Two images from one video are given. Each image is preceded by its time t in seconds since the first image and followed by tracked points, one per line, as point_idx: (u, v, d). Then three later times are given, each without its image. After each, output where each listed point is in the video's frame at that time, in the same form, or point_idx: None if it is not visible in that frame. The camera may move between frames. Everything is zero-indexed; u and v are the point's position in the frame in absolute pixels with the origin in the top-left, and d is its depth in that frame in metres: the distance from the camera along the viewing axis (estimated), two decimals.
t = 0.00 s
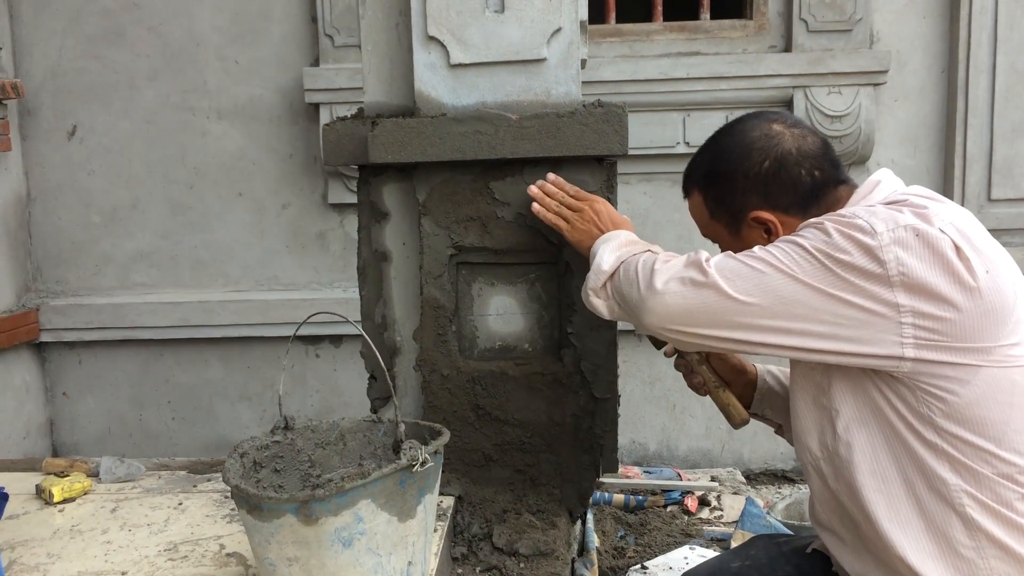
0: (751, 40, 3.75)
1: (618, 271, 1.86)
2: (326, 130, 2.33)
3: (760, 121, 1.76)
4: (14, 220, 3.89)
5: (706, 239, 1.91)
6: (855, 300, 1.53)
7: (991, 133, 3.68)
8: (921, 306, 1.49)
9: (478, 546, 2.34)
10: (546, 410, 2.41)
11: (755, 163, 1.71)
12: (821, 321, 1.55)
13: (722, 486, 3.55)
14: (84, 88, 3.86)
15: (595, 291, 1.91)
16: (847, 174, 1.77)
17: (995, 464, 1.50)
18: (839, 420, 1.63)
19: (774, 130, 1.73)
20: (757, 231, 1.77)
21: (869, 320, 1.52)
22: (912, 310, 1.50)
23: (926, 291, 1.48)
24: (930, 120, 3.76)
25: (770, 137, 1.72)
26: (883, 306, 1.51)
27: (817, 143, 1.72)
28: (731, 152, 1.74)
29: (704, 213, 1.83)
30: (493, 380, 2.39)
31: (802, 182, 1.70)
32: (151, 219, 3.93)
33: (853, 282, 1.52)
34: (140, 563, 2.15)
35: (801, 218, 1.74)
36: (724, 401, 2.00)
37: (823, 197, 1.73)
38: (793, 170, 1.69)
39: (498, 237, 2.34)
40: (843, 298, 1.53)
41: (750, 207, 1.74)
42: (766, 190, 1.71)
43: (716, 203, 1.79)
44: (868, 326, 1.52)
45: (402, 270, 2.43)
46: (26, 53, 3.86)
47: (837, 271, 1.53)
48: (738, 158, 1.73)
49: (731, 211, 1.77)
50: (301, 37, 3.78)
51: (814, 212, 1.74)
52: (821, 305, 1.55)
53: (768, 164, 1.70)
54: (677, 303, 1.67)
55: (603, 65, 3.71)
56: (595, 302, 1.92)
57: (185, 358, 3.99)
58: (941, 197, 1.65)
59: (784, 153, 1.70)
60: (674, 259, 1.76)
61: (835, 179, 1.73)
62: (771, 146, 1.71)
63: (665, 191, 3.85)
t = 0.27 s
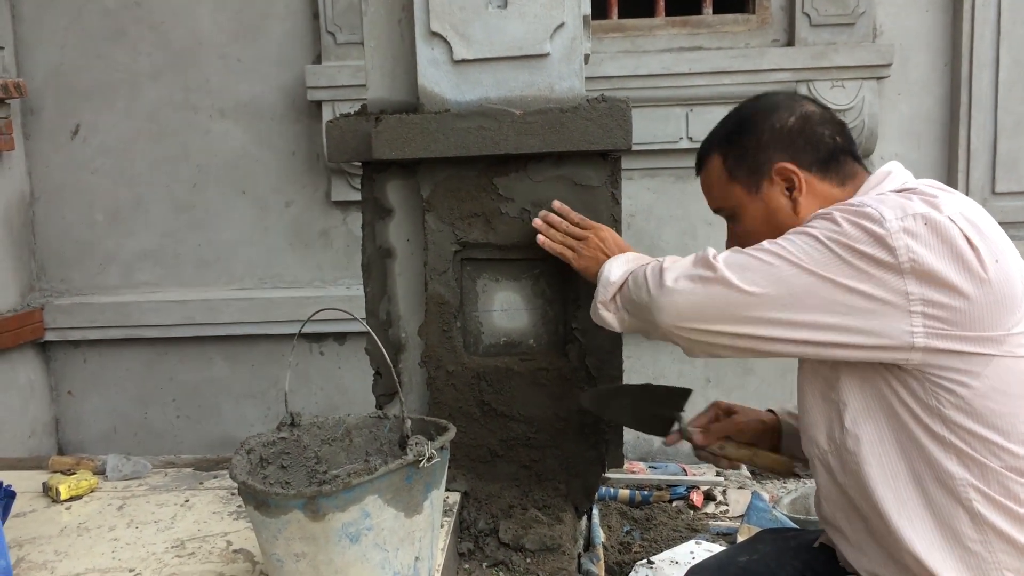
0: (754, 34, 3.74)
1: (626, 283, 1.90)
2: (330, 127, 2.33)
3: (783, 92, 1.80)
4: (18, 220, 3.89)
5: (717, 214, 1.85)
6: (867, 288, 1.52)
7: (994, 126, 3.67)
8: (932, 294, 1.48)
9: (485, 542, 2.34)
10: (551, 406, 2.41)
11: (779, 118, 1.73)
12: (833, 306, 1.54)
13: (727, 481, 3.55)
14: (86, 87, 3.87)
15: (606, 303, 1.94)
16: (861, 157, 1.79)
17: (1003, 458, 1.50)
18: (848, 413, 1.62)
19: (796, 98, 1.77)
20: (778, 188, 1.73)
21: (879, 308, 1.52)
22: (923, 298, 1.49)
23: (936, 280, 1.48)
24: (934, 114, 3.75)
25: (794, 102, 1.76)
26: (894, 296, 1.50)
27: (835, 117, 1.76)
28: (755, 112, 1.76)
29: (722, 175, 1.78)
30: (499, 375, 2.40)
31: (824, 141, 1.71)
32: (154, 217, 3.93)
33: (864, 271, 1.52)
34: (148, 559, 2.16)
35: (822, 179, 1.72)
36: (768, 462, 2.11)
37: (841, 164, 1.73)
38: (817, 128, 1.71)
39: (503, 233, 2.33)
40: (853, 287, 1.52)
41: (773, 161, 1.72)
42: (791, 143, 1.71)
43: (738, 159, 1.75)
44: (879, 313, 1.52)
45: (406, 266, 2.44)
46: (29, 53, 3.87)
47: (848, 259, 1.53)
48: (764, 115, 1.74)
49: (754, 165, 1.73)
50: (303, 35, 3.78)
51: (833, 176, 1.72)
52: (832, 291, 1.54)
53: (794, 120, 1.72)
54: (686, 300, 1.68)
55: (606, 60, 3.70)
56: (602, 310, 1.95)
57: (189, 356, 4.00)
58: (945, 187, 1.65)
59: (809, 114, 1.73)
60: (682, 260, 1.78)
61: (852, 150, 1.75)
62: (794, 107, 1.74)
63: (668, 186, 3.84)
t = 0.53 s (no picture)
0: (757, 28, 3.73)
1: (627, 293, 1.88)
2: (333, 122, 2.33)
3: (754, 103, 1.83)
4: (21, 216, 3.90)
5: (707, 229, 1.94)
6: (867, 291, 1.52)
7: (998, 120, 3.66)
8: (935, 294, 1.48)
9: (489, 536, 2.34)
10: (555, 401, 2.41)
11: (747, 134, 1.76)
12: (831, 314, 1.55)
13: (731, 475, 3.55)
14: (88, 83, 3.86)
15: (608, 313, 1.92)
16: (843, 157, 1.79)
17: (1011, 456, 1.50)
18: (850, 417, 1.63)
19: (767, 108, 1.79)
20: (754, 205, 1.78)
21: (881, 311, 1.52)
22: (925, 299, 1.49)
23: (938, 280, 1.48)
24: (937, 108, 3.74)
25: (763, 113, 1.78)
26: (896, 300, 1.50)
27: (809, 121, 1.78)
28: (725, 129, 1.80)
29: (703, 196, 1.87)
30: (502, 370, 2.40)
31: (795, 150, 1.73)
32: (157, 214, 3.93)
33: (865, 273, 1.52)
34: (153, 555, 2.16)
35: (798, 189, 1.75)
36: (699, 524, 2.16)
37: (818, 169, 1.74)
38: (784, 139, 1.73)
39: (506, 228, 2.33)
40: (855, 293, 1.53)
41: (745, 178, 1.76)
42: (760, 159, 1.74)
43: (714, 180, 1.82)
44: (881, 316, 1.52)
45: (410, 261, 2.44)
46: (31, 49, 3.86)
47: (848, 263, 1.53)
48: (733, 132, 1.78)
49: (727, 186, 1.79)
50: (304, 30, 3.77)
51: (810, 184, 1.75)
52: (831, 299, 1.55)
53: (760, 135, 1.75)
54: (686, 316, 1.68)
55: (608, 54, 3.69)
56: (603, 321, 1.94)
57: (192, 352, 4.00)
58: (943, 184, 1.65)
59: (776, 126, 1.75)
60: (680, 272, 1.78)
61: (829, 152, 1.76)
62: (762, 120, 1.77)
63: (671, 181, 3.83)
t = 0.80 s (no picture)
0: (758, 15, 3.71)
1: (629, 283, 1.87)
2: (333, 110, 2.32)
3: (746, 101, 1.84)
4: (21, 207, 3.89)
5: (709, 231, 1.92)
6: (870, 281, 1.52)
7: (999, 106, 3.65)
8: (937, 283, 1.48)
9: (492, 523, 2.36)
10: (558, 388, 2.41)
11: (743, 130, 1.76)
12: (833, 304, 1.56)
13: (733, 462, 3.56)
14: (87, 73, 3.85)
15: (610, 303, 1.92)
16: (840, 148, 1.79)
17: (1014, 444, 1.50)
18: (852, 405, 1.63)
19: (760, 105, 1.80)
20: (757, 200, 1.77)
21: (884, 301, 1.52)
22: (927, 288, 1.49)
23: (940, 269, 1.48)
24: (938, 94, 3.72)
25: (757, 110, 1.79)
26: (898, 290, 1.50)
27: (802, 115, 1.78)
28: (720, 128, 1.80)
29: (703, 198, 1.86)
30: (504, 358, 2.39)
31: (793, 144, 1.73)
32: (157, 203, 3.92)
33: (867, 262, 1.52)
34: (157, 542, 2.17)
35: (799, 181, 1.74)
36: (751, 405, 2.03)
37: (818, 161, 1.74)
38: (781, 133, 1.74)
39: (508, 215, 2.32)
40: (856, 283, 1.53)
41: (745, 175, 1.76)
42: (759, 155, 1.74)
43: (713, 180, 1.81)
44: (884, 306, 1.52)
45: (411, 249, 2.43)
46: (29, 39, 3.84)
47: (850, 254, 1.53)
48: (728, 130, 1.78)
49: (727, 184, 1.79)
50: (304, 18, 3.75)
51: (811, 177, 1.74)
52: (834, 289, 1.55)
53: (757, 130, 1.75)
54: (689, 307, 1.69)
55: (609, 42, 3.67)
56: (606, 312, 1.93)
57: (193, 342, 4.00)
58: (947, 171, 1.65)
59: (771, 120, 1.75)
60: (682, 262, 1.78)
61: (827, 143, 1.76)
62: (757, 116, 1.77)
63: (671, 168, 3.83)
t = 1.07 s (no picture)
0: (756, 2, 3.69)
1: (631, 265, 1.87)
2: (330, 95, 2.31)
3: (743, 102, 1.85)
4: (15, 190, 3.86)
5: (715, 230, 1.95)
6: (873, 261, 1.53)
7: (997, 95, 3.64)
8: (940, 263, 1.48)
9: (488, 509, 2.37)
10: (553, 375, 2.42)
11: (742, 132, 1.78)
12: (835, 284, 1.56)
13: (728, 449, 3.57)
14: (82, 56, 3.81)
15: (610, 286, 1.92)
16: (841, 142, 1.80)
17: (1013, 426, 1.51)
18: (854, 387, 1.63)
19: (758, 106, 1.81)
20: (759, 199, 1.79)
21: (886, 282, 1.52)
22: (930, 269, 1.49)
23: (944, 249, 1.48)
24: (936, 82, 3.71)
25: (754, 110, 1.80)
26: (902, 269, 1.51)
27: (800, 112, 1.79)
28: (719, 130, 1.83)
29: (706, 200, 1.88)
30: (500, 345, 2.40)
31: (791, 143, 1.74)
32: (153, 188, 3.90)
33: (870, 242, 1.53)
34: (153, 526, 2.17)
35: (800, 178, 1.76)
36: (738, 393, 1.87)
37: (818, 157, 1.76)
38: (779, 133, 1.75)
39: (505, 201, 2.32)
40: (860, 262, 1.53)
41: (746, 175, 1.78)
42: (758, 155, 1.76)
43: (714, 182, 1.84)
44: (886, 286, 1.52)
45: (408, 235, 2.43)
46: (23, 21, 3.81)
47: (854, 233, 1.54)
48: (727, 132, 1.80)
49: (729, 185, 1.81)
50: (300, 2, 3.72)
51: (812, 173, 1.76)
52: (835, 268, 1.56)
53: (755, 131, 1.77)
54: (692, 287, 1.69)
55: (607, 28, 3.65)
56: (607, 297, 1.94)
57: (189, 327, 4.00)
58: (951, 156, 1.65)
59: (768, 120, 1.77)
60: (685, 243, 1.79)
61: (826, 138, 1.77)
62: (754, 116, 1.79)
63: (669, 156, 3.82)
